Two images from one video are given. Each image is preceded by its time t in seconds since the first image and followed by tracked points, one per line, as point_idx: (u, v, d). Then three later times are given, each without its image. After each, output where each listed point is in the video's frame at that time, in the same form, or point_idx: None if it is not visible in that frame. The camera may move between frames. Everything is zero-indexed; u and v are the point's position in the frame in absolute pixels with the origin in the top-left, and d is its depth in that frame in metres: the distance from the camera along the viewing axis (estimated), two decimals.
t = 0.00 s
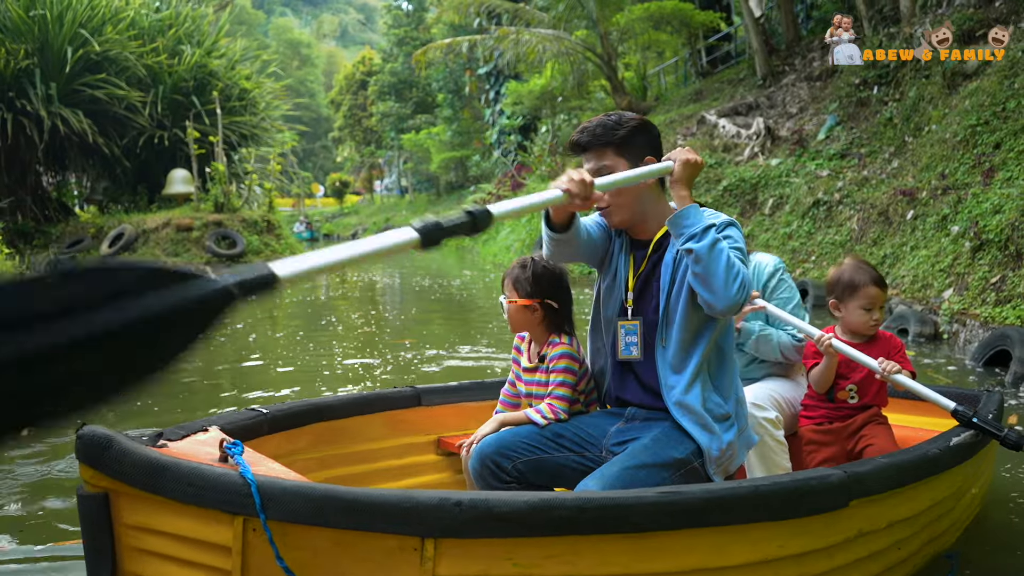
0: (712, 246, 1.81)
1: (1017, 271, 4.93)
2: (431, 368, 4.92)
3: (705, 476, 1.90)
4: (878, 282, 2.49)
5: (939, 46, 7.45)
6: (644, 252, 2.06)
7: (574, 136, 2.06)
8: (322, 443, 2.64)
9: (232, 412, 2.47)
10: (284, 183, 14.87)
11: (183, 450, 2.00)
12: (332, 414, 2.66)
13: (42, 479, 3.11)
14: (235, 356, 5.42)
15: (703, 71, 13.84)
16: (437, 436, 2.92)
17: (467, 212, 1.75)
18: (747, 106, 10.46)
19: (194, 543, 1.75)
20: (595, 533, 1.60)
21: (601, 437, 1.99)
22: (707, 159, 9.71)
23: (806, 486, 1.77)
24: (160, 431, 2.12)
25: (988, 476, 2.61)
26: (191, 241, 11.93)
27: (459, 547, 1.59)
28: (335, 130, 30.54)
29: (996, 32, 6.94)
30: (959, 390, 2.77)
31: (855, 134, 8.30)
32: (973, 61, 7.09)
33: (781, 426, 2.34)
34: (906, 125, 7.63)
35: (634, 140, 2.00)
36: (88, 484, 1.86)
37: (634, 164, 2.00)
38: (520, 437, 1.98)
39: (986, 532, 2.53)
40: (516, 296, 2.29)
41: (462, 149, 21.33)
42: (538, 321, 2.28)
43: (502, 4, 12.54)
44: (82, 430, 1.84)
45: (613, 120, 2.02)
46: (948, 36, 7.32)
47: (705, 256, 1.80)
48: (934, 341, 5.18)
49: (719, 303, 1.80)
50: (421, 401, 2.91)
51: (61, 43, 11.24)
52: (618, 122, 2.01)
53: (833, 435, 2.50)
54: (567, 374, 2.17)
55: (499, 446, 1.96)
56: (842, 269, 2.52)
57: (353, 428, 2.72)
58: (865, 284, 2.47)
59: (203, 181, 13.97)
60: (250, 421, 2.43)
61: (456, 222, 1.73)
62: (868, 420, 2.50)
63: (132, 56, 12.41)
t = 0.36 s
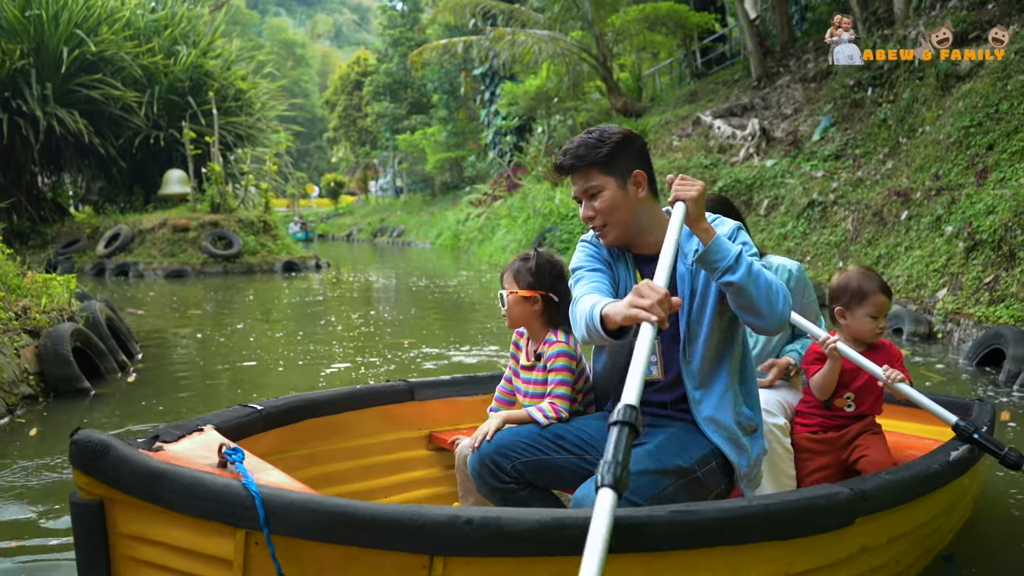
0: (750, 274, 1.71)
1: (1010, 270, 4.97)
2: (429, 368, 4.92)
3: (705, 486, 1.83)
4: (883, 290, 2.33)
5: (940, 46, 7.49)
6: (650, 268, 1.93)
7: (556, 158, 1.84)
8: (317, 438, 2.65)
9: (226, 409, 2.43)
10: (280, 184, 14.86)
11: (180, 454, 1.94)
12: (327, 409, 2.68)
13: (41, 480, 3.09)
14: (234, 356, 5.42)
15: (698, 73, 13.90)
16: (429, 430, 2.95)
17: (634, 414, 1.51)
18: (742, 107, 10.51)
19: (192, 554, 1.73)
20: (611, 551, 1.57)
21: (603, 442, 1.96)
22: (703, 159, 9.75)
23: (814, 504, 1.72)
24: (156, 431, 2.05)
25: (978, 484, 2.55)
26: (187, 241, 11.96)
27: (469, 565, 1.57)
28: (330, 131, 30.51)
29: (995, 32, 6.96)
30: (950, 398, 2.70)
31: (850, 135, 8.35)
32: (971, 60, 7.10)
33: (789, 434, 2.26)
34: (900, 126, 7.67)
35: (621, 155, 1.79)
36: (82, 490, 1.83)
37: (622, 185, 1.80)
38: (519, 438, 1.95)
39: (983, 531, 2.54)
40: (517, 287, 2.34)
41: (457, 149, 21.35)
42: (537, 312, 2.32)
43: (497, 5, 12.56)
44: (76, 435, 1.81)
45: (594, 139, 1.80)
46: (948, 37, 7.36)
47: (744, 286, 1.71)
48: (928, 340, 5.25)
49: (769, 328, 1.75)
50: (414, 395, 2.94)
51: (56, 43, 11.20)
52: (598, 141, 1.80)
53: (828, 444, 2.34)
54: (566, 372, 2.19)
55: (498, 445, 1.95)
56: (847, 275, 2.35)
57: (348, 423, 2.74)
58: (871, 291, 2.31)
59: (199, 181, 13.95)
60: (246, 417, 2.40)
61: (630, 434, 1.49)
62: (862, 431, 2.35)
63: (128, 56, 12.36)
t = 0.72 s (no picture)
0: (748, 290, 1.72)
1: (1000, 271, 5.02)
2: (422, 370, 4.93)
3: (707, 499, 1.79)
4: (891, 298, 2.31)
5: (939, 47, 7.51)
6: (652, 281, 1.91)
7: (558, 160, 1.84)
8: (309, 440, 2.63)
9: (218, 414, 2.37)
10: (273, 186, 14.87)
11: (177, 468, 1.88)
12: (321, 410, 2.65)
13: (38, 484, 3.08)
14: (231, 359, 5.41)
15: (689, 75, 13.99)
16: (419, 429, 2.96)
17: (682, 492, 1.41)
18: (734, 109, 10.57)
19: None
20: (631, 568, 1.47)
21: (602, 448, 1.95)
22: (695, 162, 9.81)
23: (823, 523, 1.62)
24: (149, 444, 1.98)
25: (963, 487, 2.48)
26: (181, 243, 11.96)
27: None
28: (322, 133, 30.49)
29: (996, 32, 6.98)
30: (942, 403, 2.65)
31: (841, 138, 8.41)
32: (971, 59, 7.09)
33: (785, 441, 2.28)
34: (891, 129, 7.73)
35: (627, 162, 1.78)
36: (77, 511, 1.79)
37: (626, 193, 1.79)
38: (516, 442, 1.95)
39: (977, 528, 2.56)
40: (515, 286, 2.35)
41: (450, 152, 21.38)
42: (534, 311, 2.34)
43: (490, 8, 12.61)
44: (73, 453, 1.76)
45: (599, 145, 1.79)
46: (948, 37, 7.39)
47: (741, 303, 1.71)
48: (920, 341, 5.30)
49: (762, 348, 1.76)
50: (405, 394, 2.94)
51: (49, 45, 11.15)
52: (605, 144, 1.79)
53: (824, 451, 2.33)
54: (563, 376, 2.20)
55: (494, 450, 1.95)
56: (855, 281, 2.33)
57: (344, 422, 2.75)
58: (875, 300, 2.30)
59: (192, 184, 13.93)
60: (240, 422, 2.36)
61: (681, 513, 1.40)
62: (858, 438, 2.34)
63: (120, 58, 12.32)
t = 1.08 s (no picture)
0: (750, 283, 1.75)
1: (978, 274, 5.08)
2: (410, 372, 4.94)
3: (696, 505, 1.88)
4: (880, 298, 2.36)
5: (940, 46, 7.45)
6: (641, 288, 1.92)
7: (533, 176, 1.83)
8: (293, 450, 2.60)
9: (200, 425, 2.32)
10: (257, 189, 14.79)
11: (159, 484, 1.82)
12: (304, 419, 2.63)
13: (26, 488, 3.05)
14: (218, 362, 5.39)
15: (673, 81, 14.12)
16: (403, 435, 2.95)
17: (719, 514, 1.47)
18: (717, 114, 10.67)
19: None
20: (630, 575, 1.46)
21: (590, 453, 1.97)
22: (679, 167, 9.89)
23: (817, 525, 1.65)
24: (132, 460, 1.91)
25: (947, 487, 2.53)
26: (164, 246, 11.89)
27: None
28: (305, 136, 30.38)
29: (996, 31, 6.87)
30: (922, 402, 2.69)
31: (823, 143, 8.52)
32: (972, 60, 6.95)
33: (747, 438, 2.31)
34: (871, 134, 7.85)
35: (602, 171, 1.78)
36: (58, 532, 1.75)
37: (604, 204, 1.79)
38: (503, 453, 1.96)
39: (960, 527, 2.61)
40: (505, 285, 2.36)
41: (434, 155, 21.38)
42: (521, 313, 2.35)
43: (475, 13, 12.64)
44: (52, 475, 1.72)
45: (572, 156, 1.78)
46: (948, 37, 7.31)
47: (745, 296, 1.74)
48: (901, 342, 5.38)
49: (764, 340, 1.79)
50: (389, 400, 2.93)
51: (30, 47, 11.05)
52: (579, 155, 1.78)
53: (812, 452, 2.35)
54: (548, 384, 2.21)
55: (480, 462, 1.95)
56: (845, 281, 2.38)
57: (328, 430, 2.73)
58: (864, 298, 2.34)
59: (175, 187, 13.83)
60: (223, 433, 2.31)
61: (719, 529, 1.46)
62: (845, 439, 2.37)
63: (103, 60, 12.23)
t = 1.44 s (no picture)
0: (703, 276, 1.76)
1: (936, 277, 5.22)
2: (380, 377, 4.92)
3: (668, 509, 1.89)
4: (841, 299, 2.42)
5: (939, 46, 7.23)
6: (604, 293, 1.93)
7: (492, 186, 1.84)
8: (253, 463, 2.60)
9: (156, 439, 2.30)
10: (221, 193, 14.59)
11: (110, 500, 1.78)
12: (265, 432, 2.62)
13: None
14: (184, 368, 5.31)
15: (638, 87, 14.28)
16: (368, 447, 2.95)
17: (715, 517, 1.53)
18: (682, 121, 10.81)
19: None
20: None
21: (557, 460, 1.97)
22: (645, 172, 9.98)
23: (789, 527, 1.69)
24: (80, 475, 1.88)
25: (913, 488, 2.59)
26: (126, 251, 11.67)
27: None
28: (269, 140, 30.05)
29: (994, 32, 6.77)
30: (885, 403, 2.76)
31: (785, 149, 8.68)
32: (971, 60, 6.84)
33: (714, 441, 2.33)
34: (832, 141, 8.02)
35: (561, 177, 1.78)
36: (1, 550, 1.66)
37: (567, 209, 1.79)
38: (469, 464, 1.95)
39: (921, 523, 2.69)
40: (479, 291, 2.36)
41: (400, 160, 21.31)
42: (491, 319, 2.34)
43: (441, 18, 12.65)
44: None
45: (532, 163, 1.78)
46: (949, 37, 7.10)
47: (697, 289, 1.74)
48: (863, 344, 5.51)
49: (726, 331, 1.79)
50: (353, 411, 2.94)
51: None
52: (539, 161, 1.79)
53: (779, 457, 2.39)
54: (515, 395, 2.19)
55: (445, 473, 1.94)
56: (808, 282, 2.43)
57: (291, 443, 2.72)
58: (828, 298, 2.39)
59: (137, 191, 13.58)
60: (179, 446, 2.29)
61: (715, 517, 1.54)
62: (811, 442, 2.42)
63: (63, 62, 11.99)
